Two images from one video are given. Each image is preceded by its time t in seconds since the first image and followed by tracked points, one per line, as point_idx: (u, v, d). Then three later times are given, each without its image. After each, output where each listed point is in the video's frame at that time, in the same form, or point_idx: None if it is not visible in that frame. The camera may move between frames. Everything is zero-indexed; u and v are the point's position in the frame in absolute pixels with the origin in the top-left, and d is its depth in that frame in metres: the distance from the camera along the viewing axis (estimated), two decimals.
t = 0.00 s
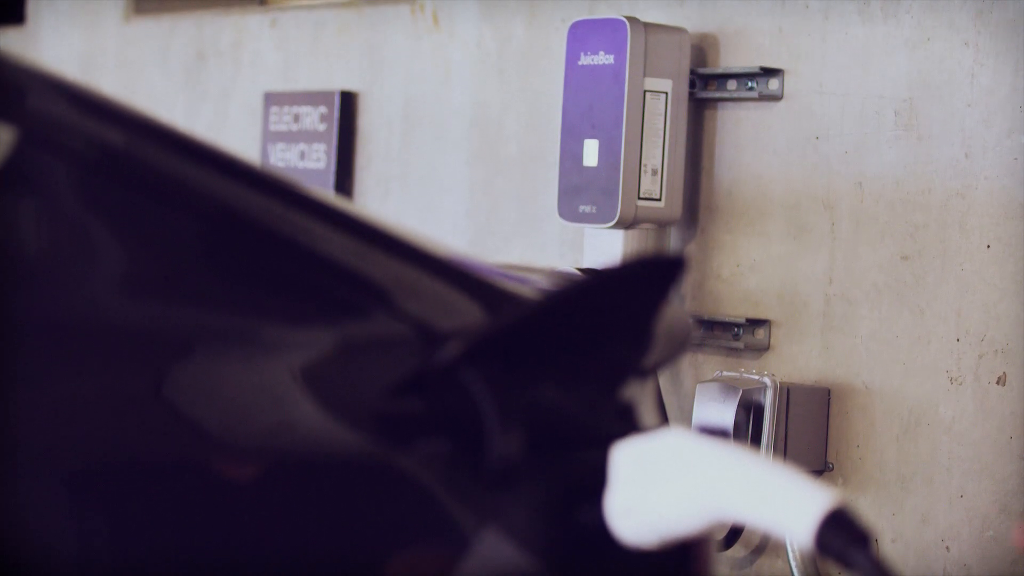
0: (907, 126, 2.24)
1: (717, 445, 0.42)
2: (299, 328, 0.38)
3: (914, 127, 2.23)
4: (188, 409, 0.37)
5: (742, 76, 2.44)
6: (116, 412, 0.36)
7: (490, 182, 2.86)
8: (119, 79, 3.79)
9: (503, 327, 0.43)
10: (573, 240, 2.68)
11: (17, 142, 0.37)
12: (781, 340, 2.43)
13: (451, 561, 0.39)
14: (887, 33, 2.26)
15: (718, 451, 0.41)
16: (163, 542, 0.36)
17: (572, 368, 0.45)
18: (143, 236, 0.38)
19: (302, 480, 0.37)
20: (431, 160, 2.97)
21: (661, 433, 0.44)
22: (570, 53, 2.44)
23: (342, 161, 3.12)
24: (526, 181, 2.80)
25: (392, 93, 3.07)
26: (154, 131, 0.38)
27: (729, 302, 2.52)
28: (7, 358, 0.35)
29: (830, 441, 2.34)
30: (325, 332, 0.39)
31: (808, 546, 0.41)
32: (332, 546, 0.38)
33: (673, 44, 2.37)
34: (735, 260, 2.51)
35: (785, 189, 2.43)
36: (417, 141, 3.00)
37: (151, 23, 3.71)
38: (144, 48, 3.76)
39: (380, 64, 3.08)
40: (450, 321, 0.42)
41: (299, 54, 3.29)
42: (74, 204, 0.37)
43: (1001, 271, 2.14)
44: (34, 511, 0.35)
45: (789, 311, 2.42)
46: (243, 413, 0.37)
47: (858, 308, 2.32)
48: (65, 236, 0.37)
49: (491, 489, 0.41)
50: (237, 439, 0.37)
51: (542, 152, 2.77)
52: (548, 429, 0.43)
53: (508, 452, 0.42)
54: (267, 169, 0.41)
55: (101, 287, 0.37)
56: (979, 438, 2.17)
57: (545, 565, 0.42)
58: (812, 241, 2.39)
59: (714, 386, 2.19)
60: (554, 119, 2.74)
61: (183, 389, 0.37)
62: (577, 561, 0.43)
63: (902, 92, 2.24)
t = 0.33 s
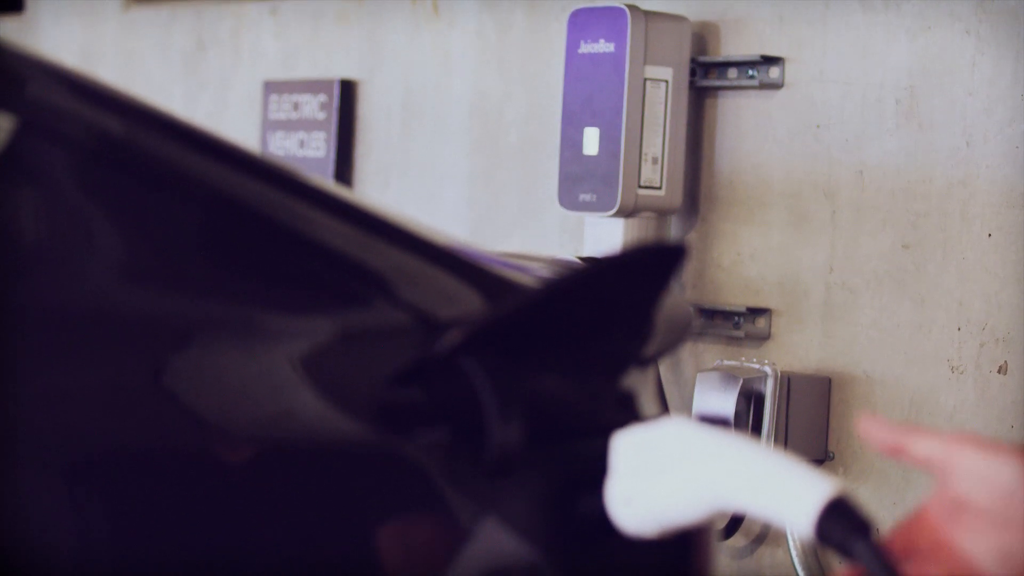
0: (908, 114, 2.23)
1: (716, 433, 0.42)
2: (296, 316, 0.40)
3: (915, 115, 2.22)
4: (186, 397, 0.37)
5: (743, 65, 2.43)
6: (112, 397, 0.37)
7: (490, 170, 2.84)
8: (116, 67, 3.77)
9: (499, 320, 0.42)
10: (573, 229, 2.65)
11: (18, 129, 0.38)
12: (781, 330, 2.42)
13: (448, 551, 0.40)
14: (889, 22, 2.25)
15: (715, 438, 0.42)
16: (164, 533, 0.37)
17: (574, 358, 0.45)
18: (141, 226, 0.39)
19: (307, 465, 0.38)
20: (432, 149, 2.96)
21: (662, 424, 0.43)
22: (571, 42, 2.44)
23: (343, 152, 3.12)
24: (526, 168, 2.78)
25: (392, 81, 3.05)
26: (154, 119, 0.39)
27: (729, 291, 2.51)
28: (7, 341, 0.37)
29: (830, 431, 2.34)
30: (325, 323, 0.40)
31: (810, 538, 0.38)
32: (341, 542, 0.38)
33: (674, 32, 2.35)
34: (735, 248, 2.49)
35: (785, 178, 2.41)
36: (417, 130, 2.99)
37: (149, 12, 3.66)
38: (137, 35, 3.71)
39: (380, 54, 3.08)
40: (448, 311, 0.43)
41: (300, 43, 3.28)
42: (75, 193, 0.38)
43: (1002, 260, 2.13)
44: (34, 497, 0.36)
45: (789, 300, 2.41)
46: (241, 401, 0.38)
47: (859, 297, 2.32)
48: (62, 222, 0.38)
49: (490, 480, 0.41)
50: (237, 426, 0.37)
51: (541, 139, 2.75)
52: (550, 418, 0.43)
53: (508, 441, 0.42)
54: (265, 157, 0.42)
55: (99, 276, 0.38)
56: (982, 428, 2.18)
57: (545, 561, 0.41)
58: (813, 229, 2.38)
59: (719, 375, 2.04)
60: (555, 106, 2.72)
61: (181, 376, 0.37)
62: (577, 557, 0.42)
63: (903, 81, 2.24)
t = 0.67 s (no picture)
0: (910, 100, 2.01)
1: (719, 424, 0.42)
2: (299, 305, 0.41)
3: (917, 102, 2.00)
4: (183, 387, 0.37)
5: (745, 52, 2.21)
6: (111, 387, 0.37)
7: (491, 158, 2.79)
8: (120, 56, 3.79)
9: (496, 310, 0.41)
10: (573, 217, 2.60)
11: (15, 117, 0.38)
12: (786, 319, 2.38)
13: (445, 545, 0.40)
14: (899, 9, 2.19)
15: (718, 429, 0.41)
16: (163, 528, 0.36)
17: (570, 346, 0.45)
18: (138, 215, 0.39)
19: (306, 456, 0.38)
20: (432, 136, 2.92)
21: (665, 412, 0.43)
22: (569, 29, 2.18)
23: (342, 140, 3.09)
24: (527, 155, 2.72)
25: (390, 70, 3.01)
26: (156, 109, 0.40)
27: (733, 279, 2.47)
28: (7, 343, 0.36)
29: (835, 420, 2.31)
30: (326, 312, 0.41)
31: (812, 530, 0.38)
32: (338, 545, 0.38)
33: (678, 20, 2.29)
34: (736, 235, 2.25)
35: (786, 165, 2.18)
36: (416, 118, 2.95)
37: None
38: (142, 22, 3.73)
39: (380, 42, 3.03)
40: (448, 298, 0.45)
41: (300, 30, 3.25)
42: (73, 179, 0.38)
43: (1010, 253, 1.90)
44: (36, 502, 0.36)
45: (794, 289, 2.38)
46: (242, 388, 0.38)
47: (860, 286, 2.08)
48: (63, 209, 0.38)
49: (487, 465, 0.42)
50: (236, 417, 0.38)
51: (542, 128, 2.68)
52: (549, 403, 0.44)
53: (507, 430, 0.42)
54: (267, 147, 0.43)
55: (98, 264, 0.38)
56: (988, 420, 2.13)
57: (546, 552, 0.42)
58: (814, 219, 2.14)
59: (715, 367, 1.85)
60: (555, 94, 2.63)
61: (178, 364, 0.38)
62: (579, 549, 0.43)
63: (904, 67, 2.02)
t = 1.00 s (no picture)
0: (911, 90, 1.98)
1: (719, 412, 0.42)
2: (298, 291, 0.41)
3: (919, 92, 1.97)
4: (182, 372, 0.37)
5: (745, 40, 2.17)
6: (115, 372, 0.36)
7: (490, 146, 2.76)
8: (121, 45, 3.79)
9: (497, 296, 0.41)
10: (572, 205, 2.58)
11: (10, 103, 0.37)
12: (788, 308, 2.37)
13: (447, 532, 0.40)
14: None
15: (716, 416, 0.41)
16: (161, 524, 0.36)
17: (570, 334, 0.45)
18: (137, 201, 0.38)
19: (302, 443, 0.38)
20: (430, 124, 2.90)
21: (666, 399, 0.43)
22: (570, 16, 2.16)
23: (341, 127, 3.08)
24: (527, 142, 2.68)
25: (389, 57, 3.00)
26: (150, 94, 0.39)
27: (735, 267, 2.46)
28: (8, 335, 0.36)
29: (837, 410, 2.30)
30: (324, 298, 0.41)
31: (814, 519, 0.37)
32: (333, 539, 0.38)
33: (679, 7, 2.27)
34: (738, 225, 2.22)
35: (788, 155, 2.14)
36: (416, 105, 2.93)
37: None
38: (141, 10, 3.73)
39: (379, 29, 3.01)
40: (449, 287, 0.45)
41: (299, 18, 3.24)
42: (71, 165, 0.38)
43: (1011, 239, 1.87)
44: (38, 488, 0.36)
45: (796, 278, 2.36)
46: (240, 374, 0.38)
47: (862, 275, 2.05)
48: (61, 195, 0.37)
49: (488, 454, 0.41)
50: (234, 404, 0.37)
51: (543, 113, 2.63)
52: (546, 390, 0.44)
53: (509, 417, 0.41)
54: (266, 134, 0.43)
55: (96, 249, 0.37)
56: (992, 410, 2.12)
57: (545, 536, 0.42)
58: (815, 206, 2.11)
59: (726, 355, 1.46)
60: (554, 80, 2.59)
61: (176, 352, 0.37)
62: (577, 536, 0.43)
63: (907, 54, 1.99)
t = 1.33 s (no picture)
0: (915, 77, 1.97)
1: (720, 399, 0.41)
2: (300, 279, 0.40)
3: (921, 79, 1.96)
4: (179, 360, 0.37)
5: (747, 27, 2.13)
6: (105, 364, 0.36)
7: (490, 133, 2.74)
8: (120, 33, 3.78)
9: (496, 284, 0.41)
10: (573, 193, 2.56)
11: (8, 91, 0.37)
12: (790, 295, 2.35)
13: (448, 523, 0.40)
14: None
15: (719, 403, 0.41)
16: (157, 526, 0.36)
17: (570, 322, 0.44)
18: (134, 188, 0.38)
19: (300, 434, 0.38)
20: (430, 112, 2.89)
21: (665, 389, 0.42)
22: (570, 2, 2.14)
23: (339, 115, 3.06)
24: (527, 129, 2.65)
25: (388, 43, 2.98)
26: (148, 82, 0.39)
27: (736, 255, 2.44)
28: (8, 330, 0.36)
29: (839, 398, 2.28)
30: (323, 285, 0.40)
31: (814, 510, 0.37)
32: (336, 532, 0.38)
33: None
34: (739, 214, 2.21)
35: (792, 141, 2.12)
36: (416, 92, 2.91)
37: None
38: None
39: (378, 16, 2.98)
40: (450, 277, 0.44)
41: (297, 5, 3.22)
42: (65, 152, 0.37)
43: (1010, 226, 1.86)
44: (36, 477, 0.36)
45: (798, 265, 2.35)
46: (237, 366, 0.37)
47: (865, 263, 2.04)
48: (55, 183, 0.37)
49: (489, 444, 0.41)
50: (232, 393, 0.37)
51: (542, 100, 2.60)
52: (546, 379, 0.44)
53: (509, 408, 0.41)
54: (266, 122, 0.43)
55: (91, 236, 0.37)
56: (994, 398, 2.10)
57: (550, 523, 0.43)
58: (819, 194, 2.10)
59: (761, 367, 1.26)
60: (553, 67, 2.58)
61: (174, 340, 0.37)
62: (571, 522, 0.44)
63: (910, 41, 1.96)
